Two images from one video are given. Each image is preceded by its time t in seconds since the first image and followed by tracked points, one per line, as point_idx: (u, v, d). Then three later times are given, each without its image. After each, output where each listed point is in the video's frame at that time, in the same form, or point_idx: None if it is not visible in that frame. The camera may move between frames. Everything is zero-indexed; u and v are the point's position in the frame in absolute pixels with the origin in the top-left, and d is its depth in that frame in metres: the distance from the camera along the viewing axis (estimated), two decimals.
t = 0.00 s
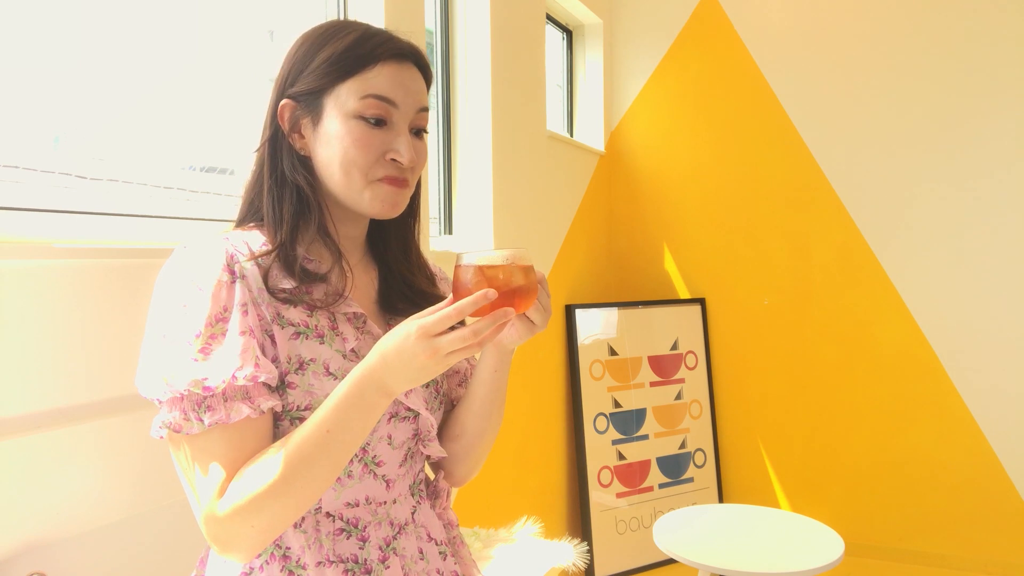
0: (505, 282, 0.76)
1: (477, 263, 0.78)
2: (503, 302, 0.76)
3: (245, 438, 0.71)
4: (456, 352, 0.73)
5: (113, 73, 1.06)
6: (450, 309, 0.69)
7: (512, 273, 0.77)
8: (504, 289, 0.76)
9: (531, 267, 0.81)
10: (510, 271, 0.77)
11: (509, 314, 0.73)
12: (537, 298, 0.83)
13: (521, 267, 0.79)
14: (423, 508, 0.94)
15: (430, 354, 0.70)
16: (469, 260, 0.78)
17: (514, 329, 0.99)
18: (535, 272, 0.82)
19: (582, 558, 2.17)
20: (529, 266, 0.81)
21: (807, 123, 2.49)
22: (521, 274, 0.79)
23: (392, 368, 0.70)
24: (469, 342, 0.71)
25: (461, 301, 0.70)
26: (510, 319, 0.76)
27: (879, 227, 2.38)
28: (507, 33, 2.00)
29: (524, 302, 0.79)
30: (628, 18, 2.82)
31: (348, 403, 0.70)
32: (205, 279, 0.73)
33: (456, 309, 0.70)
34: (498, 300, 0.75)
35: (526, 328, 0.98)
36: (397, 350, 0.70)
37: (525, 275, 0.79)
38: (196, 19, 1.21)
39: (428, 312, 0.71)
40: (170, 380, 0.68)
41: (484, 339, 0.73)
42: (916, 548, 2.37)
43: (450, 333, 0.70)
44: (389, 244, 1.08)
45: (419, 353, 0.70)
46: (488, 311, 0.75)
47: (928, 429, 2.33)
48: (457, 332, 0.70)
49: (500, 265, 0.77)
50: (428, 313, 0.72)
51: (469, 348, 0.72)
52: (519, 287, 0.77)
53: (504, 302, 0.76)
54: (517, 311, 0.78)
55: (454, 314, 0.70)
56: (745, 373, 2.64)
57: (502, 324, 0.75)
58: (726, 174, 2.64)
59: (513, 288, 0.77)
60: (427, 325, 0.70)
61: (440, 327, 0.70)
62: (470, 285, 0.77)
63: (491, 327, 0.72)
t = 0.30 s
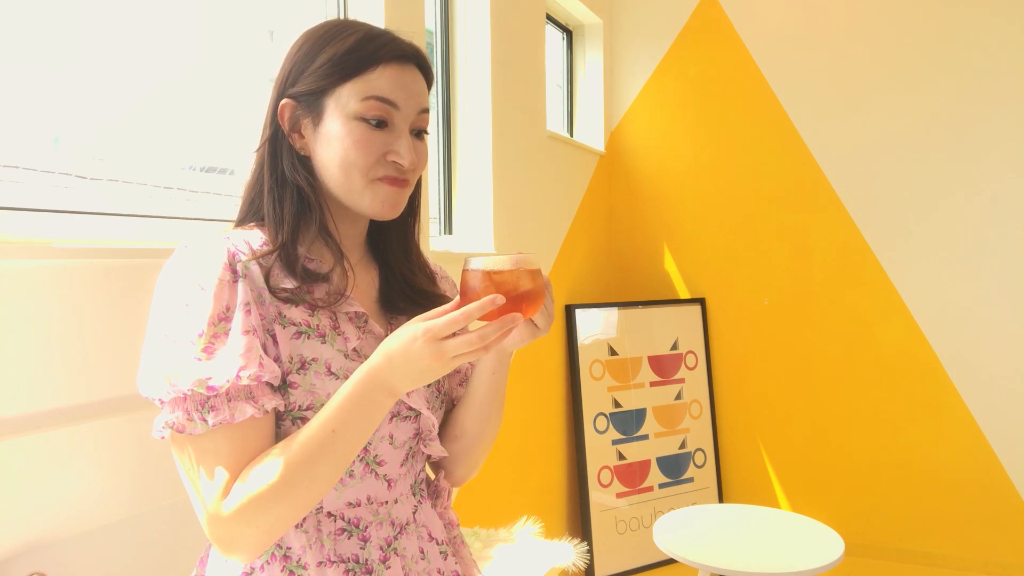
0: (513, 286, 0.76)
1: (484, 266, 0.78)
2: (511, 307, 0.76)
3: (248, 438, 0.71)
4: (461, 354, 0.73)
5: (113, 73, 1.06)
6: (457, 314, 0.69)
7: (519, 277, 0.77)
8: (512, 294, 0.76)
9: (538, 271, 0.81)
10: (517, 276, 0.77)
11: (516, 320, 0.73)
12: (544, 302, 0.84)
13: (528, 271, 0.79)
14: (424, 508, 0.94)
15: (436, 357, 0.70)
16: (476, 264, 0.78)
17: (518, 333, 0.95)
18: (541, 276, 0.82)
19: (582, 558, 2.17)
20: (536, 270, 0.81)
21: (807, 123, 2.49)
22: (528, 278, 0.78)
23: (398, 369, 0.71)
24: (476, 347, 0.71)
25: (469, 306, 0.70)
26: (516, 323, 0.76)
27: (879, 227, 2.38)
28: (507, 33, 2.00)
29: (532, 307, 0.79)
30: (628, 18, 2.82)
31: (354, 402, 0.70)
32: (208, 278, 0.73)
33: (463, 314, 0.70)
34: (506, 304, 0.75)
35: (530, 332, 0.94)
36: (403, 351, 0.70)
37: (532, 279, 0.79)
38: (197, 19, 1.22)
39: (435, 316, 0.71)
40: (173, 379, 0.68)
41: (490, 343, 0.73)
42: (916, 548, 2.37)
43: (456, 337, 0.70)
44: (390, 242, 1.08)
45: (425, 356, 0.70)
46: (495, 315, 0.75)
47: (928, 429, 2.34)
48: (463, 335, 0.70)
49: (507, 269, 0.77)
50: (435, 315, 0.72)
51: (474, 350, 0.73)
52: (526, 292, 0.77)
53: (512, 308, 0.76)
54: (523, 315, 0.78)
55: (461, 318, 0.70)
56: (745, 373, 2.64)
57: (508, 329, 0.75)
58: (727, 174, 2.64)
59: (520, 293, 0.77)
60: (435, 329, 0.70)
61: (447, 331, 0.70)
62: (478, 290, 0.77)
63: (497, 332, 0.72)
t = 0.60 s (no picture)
0: (514, 289, 0.76)
1: (485, 270, 0.78)
2: (512, 310, 0.76)
3: (248, 439, 0.71)
4: (462, 357, 0.73)
5: (112, 73, 1.06)
6: (457, 316, 0.70)
7: (520, 280, 0.77)
8: (513, 297, 0.76)
9: (539, 274, 0.81)
10: (519, 278, 0.77)
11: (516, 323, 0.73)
12: (545, 305, 0.84)
13: (529, 273, 0.79)
14: (424, 508, 0.94)
15: (436, 360, 0.70)
16: (477, 266, 0.78)
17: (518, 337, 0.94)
18: (543, 278, 0.82)
19: (582, 557, 2.17)
20: (537, 272, 0.81)
21: (807, 123, 2.49)
22: (529, 281, 0.78)
23: (398, 371, 0.71)
24: (476, 349, 0.71)
25: (469, 308, 0.70)
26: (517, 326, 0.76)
27: (879, 227, 2.38)
28: (507, 32, 2.00)
29: (533, 309, 0.79)
30: (628, 18, 2.82)
31: (354, 404, 0.70)
32: (206, 279, 0.73)
33: (463, 316, 0.70)
34: (506, 307, 0.75)
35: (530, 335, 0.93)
36: (403, 353, 0.70)
37: (533, 282, 0.79)
38: (197, 19, 1.22)
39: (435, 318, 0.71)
40: (172, 381, 0.68)
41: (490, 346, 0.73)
42: (917, 548, 2.37)
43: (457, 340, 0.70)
44: (389, 242, 1.08)
45: (425, 358, 0.70)
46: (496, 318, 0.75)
47: (928, 429, 2.33)
48: (463, 338, 0.70)
49: (509, 272, 0.77)
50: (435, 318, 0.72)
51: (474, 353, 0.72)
52: (527, 294, 0.77)
53: (512, 310, 0.76)
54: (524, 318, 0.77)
55: (461, 320, 0.70)
56: (745, 373, 2.64)
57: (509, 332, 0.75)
58: (727, 174, 2.64)
59: (521, 295, 0.77)
60: (435, 331, 0.70)
61: (447, 333, 0.70)
62: (479, 292, 0.77)
63: (497, 335, 0.72)
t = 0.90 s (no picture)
0: (514, 290, 0.76)
1: (485, 271, 0.78)
2: (512, 311, 0.76)
3: (247, 439, 0.71)
4: (461, 358, 0.73)
5: (113, 73, 1.06)
6: (457, 317, 0.70)
7: (520, 281, 0.77)
8: (513, 298, 0.76)
9: (539, 275, 0.81)
10: (518, 279, 0.77)
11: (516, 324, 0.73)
12: (545, 306, 0.84)
13: (529, 274, 0.79)
14: (425, 508, 0.94)
15: (435, 360, 0.70)
16: (477, 268, 0.78)
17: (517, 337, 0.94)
18: (543, 279, 0.82)
19: (582, 557, 2.17)
20: (538, 273, 0.81)
21: (807, 123, 2.49)
22: (529, 282, 0.78)
23: (397, 371, 0.71)
24: (476, 351, 0.71)
25: (469, 309, 0.70)
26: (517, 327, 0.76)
27: (879, 227, 2.38)
28: (507, 32, 2.00)
29: (533, 311, 0.79)
30: (628, 18, 2.82)
31: (353, 405, 0.70)
32: (206, 280, 0.73)
33: (462, 316, 0.70)
34: (506, 308, 0.75)
35: (530, 336, 0.93)
36: (402, 354, 0.70)
37: (533, 283, 0.79)
38: (197, 20, 1.22)
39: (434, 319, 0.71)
40: (172, 382, 0.68)
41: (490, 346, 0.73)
42: (916, 548, 2.37)
43: (456, 340, 0.70)
44: (391, 242, 1.08)
45: (425, 359, 0.70)
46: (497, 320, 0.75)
47: (928, 429, 2.34)
48: (462, 338, 0.71)
49: (508, 273, 0.77)
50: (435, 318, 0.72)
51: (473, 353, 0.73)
52: (527, 296, 0.77)
53: (512, 312, 0.76)
54: (524, 320, 0.78)
55: (461, 321, 0.70)
56: (745, 373, 2.64)
57: (508, 333, 0.75)
58: (727, 174, 2.64)
59: (521, 296, 0.77)
60: (434, 331, 0.70)
61: (446, 333, 0.70)
62: (479, 293, 0.77)
63: (497, 336, 0.72)
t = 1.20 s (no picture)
0: (517, 294, 0.76)
1: (487, 273, 0.78)
2: (515, 315, 0.76)
3: (247, 439, 0.71)
4: (463, 361, 0.73)
5: (112, 73, 1.06)
6: (459, 319, 0.70)
7: (523, 284, 0.77)
8: (516, 302, 0.76)
9: (542, 278, 0.81)
10: (521, 283, 0.77)
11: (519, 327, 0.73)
12: (547, 310, 0.84)
13: (532, 278, 0.79)
14: (425, 508, 0.94)
15: (437, 362, 0.70)
16: (480, 270, 0.78)
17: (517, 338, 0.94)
18: (546, 283, 0.82)
19: (582, 557, 2.17)
20: (540, 277, 0.81)
21: (807, 123, 2.49)
22: (532, 286, 0.78)
23: (398, 373, 0.71)
24: (478, 353, 0.71)
25: (471, 311, 0.70)
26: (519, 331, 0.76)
27: (879, 227, 2.38)
28: (507, 32, 2.00)
29: (536, 314, 0.79)
30: (628, 18, 2.82)
31: (354, 407, 0.70)
32: (207, 279, 0.73)
33: (465, 319, 0.70)
34: (509, 312, 0.75)
35: (532, 338, 0.92)
36: (404, 356, 0.70)
37: (536, 287, 0.79)
38: (197, 20, 1.21)
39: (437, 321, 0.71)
40: (172, 381, 0.68)
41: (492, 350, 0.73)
42: (916, 548, 2.37)
43: (459, 343, 0.70)
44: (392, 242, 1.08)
45: (427, 360, 0.70)
46: (499, 323, 0.75)
47: (928, 429, 2.34)
48: (465, 341, 0.71)
49: (511, 276, 0.77)
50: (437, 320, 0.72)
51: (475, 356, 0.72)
52: (530, 299, 0.77)
53: (515, 315, 0.76)
54: (527, 323, 0.78)
55: (463, 323, 0.70)
56: (745, 373, 2.64)
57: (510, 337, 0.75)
58: (727, 174, 2.64)
59: (524, 299, 0.77)
60: (436, 333, 0.70)
61: (449, 336, 0.70)
62: (482, 296, 0.77)
63: (500, 339, 0.72)
